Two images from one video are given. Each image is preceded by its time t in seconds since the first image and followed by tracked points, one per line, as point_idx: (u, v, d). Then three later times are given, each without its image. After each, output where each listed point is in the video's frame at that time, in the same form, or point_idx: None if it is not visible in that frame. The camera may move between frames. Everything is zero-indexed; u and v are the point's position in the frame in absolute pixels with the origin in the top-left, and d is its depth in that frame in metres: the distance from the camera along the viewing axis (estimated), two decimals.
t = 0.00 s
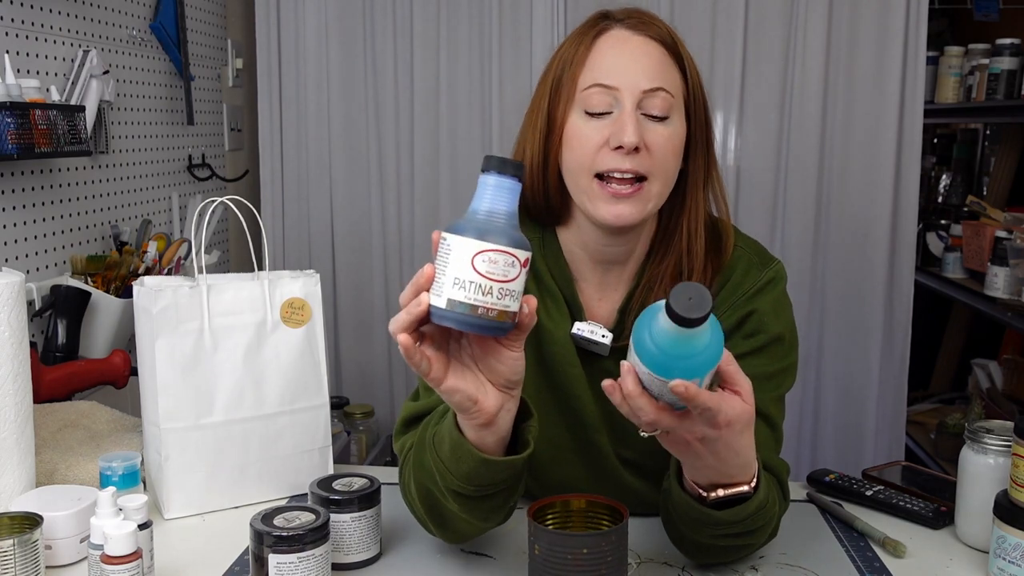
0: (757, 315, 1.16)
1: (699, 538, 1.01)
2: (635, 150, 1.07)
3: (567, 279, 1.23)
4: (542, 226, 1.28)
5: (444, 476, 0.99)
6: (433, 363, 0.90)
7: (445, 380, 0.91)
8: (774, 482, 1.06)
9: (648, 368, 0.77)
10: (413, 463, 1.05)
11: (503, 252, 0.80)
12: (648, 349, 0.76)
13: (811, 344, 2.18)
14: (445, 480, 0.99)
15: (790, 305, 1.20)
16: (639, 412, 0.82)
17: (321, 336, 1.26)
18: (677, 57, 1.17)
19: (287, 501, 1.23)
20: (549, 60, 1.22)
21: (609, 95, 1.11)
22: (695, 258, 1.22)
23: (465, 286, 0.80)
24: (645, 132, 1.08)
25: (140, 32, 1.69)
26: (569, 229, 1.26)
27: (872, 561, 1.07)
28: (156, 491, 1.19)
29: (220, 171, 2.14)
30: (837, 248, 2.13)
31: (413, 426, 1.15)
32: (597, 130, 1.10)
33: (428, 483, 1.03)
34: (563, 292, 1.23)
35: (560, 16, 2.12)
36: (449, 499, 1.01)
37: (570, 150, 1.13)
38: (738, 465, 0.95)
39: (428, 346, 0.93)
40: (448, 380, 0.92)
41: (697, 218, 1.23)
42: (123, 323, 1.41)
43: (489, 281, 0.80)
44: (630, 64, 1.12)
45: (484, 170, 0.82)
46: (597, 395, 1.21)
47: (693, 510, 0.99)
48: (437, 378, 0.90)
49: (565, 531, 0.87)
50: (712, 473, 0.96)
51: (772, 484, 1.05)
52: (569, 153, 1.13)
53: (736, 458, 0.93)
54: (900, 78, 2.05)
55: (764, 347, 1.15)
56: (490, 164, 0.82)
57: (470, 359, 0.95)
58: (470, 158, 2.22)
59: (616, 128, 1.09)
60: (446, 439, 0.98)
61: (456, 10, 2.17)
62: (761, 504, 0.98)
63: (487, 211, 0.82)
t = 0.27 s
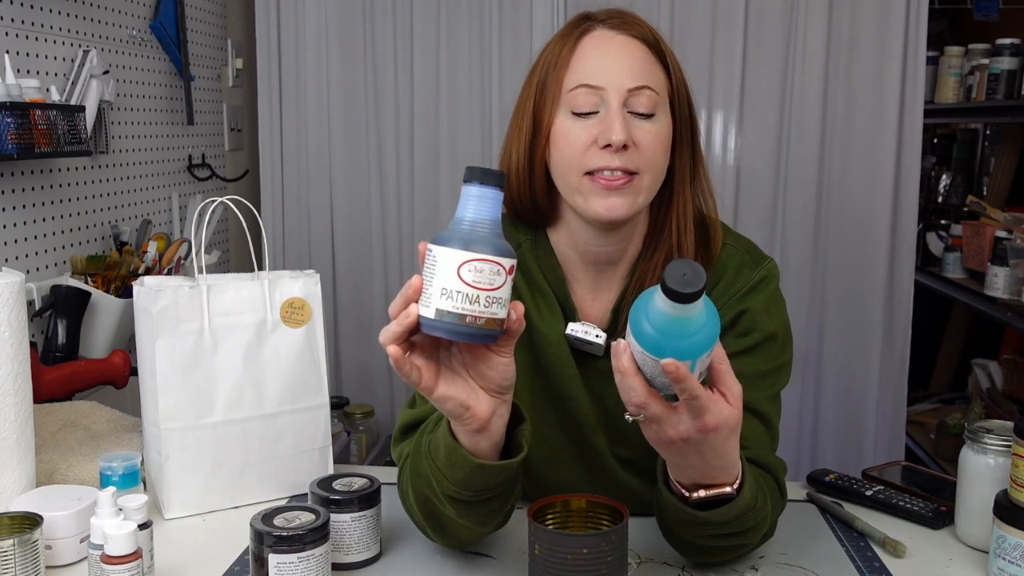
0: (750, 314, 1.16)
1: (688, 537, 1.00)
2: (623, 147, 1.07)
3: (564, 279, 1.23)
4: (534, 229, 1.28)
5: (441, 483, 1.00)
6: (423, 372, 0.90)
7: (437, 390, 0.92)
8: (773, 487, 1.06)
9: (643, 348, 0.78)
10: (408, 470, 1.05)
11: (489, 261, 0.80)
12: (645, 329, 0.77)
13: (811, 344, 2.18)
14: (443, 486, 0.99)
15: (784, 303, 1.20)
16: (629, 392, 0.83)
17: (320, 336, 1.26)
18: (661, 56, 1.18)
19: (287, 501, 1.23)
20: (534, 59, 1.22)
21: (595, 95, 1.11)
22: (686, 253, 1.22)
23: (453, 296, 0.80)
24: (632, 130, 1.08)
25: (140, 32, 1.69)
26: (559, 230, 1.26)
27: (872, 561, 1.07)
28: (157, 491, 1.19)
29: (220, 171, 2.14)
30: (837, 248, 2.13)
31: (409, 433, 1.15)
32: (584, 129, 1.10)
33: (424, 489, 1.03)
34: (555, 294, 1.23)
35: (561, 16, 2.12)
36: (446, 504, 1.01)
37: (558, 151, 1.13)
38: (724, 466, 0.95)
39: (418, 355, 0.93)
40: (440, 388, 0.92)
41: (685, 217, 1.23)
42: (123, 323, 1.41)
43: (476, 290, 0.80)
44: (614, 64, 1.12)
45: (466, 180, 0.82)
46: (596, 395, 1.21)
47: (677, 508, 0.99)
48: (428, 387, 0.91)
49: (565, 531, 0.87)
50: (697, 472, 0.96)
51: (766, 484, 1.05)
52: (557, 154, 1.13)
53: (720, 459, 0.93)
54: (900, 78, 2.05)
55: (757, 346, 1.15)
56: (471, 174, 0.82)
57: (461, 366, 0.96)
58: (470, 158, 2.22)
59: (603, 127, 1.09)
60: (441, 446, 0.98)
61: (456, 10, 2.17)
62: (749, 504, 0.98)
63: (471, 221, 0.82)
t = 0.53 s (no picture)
0: (750, 314, 1.16)
1: (688, 536, 1.00)
2: (625, 149, 1.07)
3: (561, 280, 1.23)
4: (534, 231, 1.28)
5: (446, 489, 1.00)
6: (426, 380, 0.90)
7: (442, 398, 0.92)
8: (774, 488, 1.06)
9: (660, 352, 0.77)
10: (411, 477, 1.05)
11: (492, 269, 0.80)
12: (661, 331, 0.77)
13: (811, 344, 2.18)
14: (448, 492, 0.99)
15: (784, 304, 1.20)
16: (643, 396, 0.82)
17: (321, 336, 1.26)
18: (660, 57, 1.18)
19: (287, 501, 1.23)
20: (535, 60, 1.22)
21: (596, 97, 1.11)
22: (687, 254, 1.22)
23: (457, 304, 0.81)
24: (633, 131, 1.08)
25: (140, 32, 1.69)
26: (559, 231, 1.25)
27: (872, 561, 1.07)
28: (157, 491, 1.19)
29: (220, 171, 2.14)
30: (837, 247, 2.13)
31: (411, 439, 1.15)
32: (585, 131, 1.10)
33: (428, 495, 1.03)
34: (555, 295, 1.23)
35: (560, 15, 2.12)
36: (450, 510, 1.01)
37: (559, 153, 1.13)
38: (724, 468, 0.95)
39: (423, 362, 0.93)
40: (444, 394, 0.92)
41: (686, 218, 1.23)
42: (123, 323, 1.41)
43: (480, 298, 0.80)
44: (615, 65, 1.12)
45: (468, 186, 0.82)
46: (595, 395, 1.21)
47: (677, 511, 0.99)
48: (432, 394, 0.90)
49: (565, 531, 0.87)
50: (697, 476, 0.96)
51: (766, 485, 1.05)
52: (559, 156, 1.13)
53: (721, 460, 0.93)
54: (900, 78, 2.05)
55: (755, 347, 1.15)
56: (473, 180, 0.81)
57: (466, 371, 0.95)
58: (470, 158, 2.22)
59: (605, 129, 1.09)
60: (445, 452, 0.98)
61: (456, 11, 2.17)
62: (749, 507, 0.98)
63: (474, 228, 0.81)
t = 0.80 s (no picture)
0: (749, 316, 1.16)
1: (694, 525, 1.01)
2: (619, 144, 1.06)
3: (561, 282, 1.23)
4: (532, 234, 1.27)
5: (444, 497, 0.99)
6: (426, 389, 0.90)
7: (441, 406, 0.92)
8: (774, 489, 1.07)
9: (705, 293, 0.76)
10: (409, 483, 1.05)
11: (494, 279, 0.80)
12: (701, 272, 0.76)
13: (811, 344, 2.18)
14: (446, 500, 0.99)
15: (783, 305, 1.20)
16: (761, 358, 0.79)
17: (321, 335, 1.26)
18: (655, 58, 1.19)
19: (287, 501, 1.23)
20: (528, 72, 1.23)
21: (590, 95, 1.11)
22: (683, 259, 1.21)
23: (459, 314, 0.81)
24: (627, 127, 1.08)
25: (140, 32, 1.69)
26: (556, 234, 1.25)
27: (872, 561, 1.07)
28: (156, 491, 1.19)
29: (220, 171, 2.14)
30: (838, 247, 2.13)
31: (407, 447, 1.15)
32: (579, 129, 1.10)
33: (425, 503, 1.02)
34: (554, 296, 1.23)
35: (560, 16, 2.12)
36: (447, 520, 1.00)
37: (554, 151, 1.12)
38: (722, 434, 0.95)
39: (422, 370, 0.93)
40: (444, 403, 0.92)
41: (683, 216, 1.22)
42: (123, 323, 1.41)
43: (482, 308, 0.80)
44: (609, 64, 1.13)
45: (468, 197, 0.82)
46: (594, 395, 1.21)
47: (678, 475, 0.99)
48: (432, 404, 0.90)
49: (565, 531, 0.87)
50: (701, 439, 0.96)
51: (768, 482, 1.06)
52: (554, 154, 1.12)
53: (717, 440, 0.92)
54: (900, 78, 2.05)
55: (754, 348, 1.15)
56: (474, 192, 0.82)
57: (464, 381, 0.96)
58: (470, 158, 2.22)
59: (599, 125, 1.08)
60: (443, 461, 0.98)
61: (456, 11, 2.17)
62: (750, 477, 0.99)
63: (475, 237, 0.82)
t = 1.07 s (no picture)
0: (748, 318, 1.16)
1: (685, 528, 0.99)
2: (616, 157, 1.06)
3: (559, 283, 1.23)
4: (530, 238, 1.27)
5: (441, 498, 1.00)
6: (421, 387, 0.90)
7: (436, 403, 0.91)
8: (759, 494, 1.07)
9: (722, 239, 0.80)
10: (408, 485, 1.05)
11: (489, 277, 0.80)
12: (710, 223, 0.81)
13: (811, 344, 2.18)
14: (443, 502, 0.99)
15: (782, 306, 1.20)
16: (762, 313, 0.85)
17: (320, 336, 1.26)
18: (656, 65, 1.18)
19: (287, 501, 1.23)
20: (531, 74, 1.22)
21: (589, 105, 1.11)
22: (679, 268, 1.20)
23: (454, 312, 0.80)
24: (625, 139, 1.08)
25: (140, 32, 1.69)
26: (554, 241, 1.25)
27: (872, 561, 1.07)
28: (156, 491, 1.19)
29: (220, 171, 2.14)
30: (838, 247, 2.13)
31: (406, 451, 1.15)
32: (577, 140, 1.10)
33: (423, 506, 1.03)
34: (553, 296, 1.23)
35: (560, 15, 2.12)
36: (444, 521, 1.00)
37: (552, 162, 1.12)
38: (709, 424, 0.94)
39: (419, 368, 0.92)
40: (439, 401, 0.92)
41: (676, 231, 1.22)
42: (123, 323, 1.41)
43: (478, 305, 0.80)
44: (608, 73, 1.12)
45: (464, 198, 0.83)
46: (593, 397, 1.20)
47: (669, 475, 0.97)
48: (428, 402, 0.90)
49: (564, 530, 0.87)
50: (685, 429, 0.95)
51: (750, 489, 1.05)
52: (552, 164, 1.13)
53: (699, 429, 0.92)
54: (899, 78, 2.05)
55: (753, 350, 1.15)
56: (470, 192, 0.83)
57: (461, 380, 0.96)
58: (470, 157, 2.22)
59: (596, 137, 1.08)
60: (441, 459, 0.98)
61: (456, 11, 2.17)
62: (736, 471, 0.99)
63: (471, 238, 0.82)
